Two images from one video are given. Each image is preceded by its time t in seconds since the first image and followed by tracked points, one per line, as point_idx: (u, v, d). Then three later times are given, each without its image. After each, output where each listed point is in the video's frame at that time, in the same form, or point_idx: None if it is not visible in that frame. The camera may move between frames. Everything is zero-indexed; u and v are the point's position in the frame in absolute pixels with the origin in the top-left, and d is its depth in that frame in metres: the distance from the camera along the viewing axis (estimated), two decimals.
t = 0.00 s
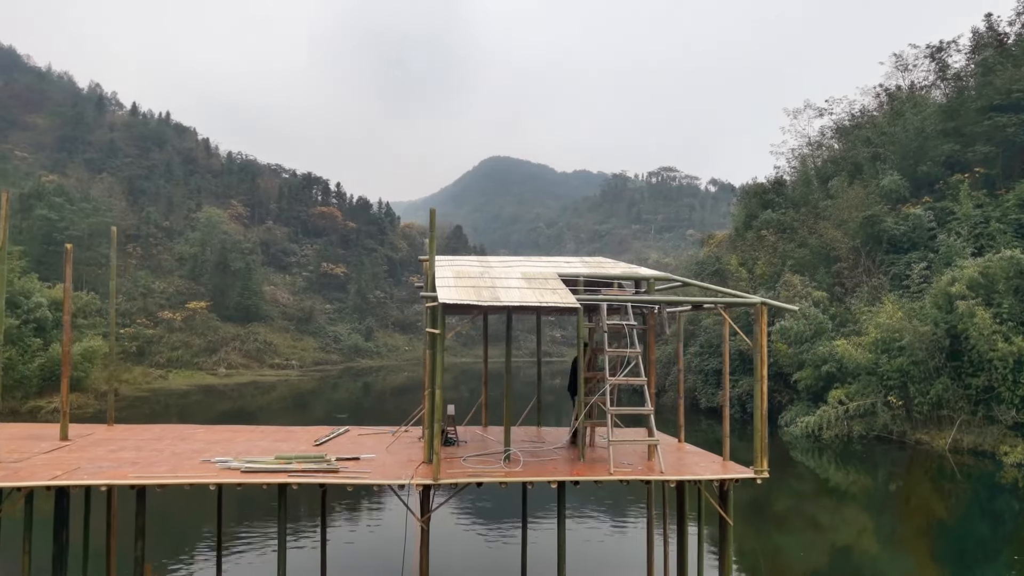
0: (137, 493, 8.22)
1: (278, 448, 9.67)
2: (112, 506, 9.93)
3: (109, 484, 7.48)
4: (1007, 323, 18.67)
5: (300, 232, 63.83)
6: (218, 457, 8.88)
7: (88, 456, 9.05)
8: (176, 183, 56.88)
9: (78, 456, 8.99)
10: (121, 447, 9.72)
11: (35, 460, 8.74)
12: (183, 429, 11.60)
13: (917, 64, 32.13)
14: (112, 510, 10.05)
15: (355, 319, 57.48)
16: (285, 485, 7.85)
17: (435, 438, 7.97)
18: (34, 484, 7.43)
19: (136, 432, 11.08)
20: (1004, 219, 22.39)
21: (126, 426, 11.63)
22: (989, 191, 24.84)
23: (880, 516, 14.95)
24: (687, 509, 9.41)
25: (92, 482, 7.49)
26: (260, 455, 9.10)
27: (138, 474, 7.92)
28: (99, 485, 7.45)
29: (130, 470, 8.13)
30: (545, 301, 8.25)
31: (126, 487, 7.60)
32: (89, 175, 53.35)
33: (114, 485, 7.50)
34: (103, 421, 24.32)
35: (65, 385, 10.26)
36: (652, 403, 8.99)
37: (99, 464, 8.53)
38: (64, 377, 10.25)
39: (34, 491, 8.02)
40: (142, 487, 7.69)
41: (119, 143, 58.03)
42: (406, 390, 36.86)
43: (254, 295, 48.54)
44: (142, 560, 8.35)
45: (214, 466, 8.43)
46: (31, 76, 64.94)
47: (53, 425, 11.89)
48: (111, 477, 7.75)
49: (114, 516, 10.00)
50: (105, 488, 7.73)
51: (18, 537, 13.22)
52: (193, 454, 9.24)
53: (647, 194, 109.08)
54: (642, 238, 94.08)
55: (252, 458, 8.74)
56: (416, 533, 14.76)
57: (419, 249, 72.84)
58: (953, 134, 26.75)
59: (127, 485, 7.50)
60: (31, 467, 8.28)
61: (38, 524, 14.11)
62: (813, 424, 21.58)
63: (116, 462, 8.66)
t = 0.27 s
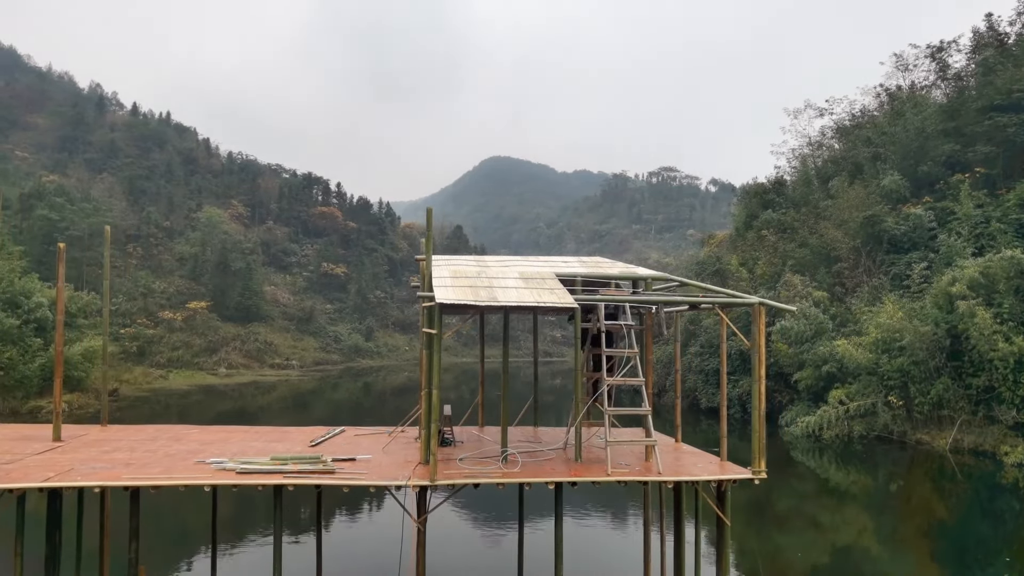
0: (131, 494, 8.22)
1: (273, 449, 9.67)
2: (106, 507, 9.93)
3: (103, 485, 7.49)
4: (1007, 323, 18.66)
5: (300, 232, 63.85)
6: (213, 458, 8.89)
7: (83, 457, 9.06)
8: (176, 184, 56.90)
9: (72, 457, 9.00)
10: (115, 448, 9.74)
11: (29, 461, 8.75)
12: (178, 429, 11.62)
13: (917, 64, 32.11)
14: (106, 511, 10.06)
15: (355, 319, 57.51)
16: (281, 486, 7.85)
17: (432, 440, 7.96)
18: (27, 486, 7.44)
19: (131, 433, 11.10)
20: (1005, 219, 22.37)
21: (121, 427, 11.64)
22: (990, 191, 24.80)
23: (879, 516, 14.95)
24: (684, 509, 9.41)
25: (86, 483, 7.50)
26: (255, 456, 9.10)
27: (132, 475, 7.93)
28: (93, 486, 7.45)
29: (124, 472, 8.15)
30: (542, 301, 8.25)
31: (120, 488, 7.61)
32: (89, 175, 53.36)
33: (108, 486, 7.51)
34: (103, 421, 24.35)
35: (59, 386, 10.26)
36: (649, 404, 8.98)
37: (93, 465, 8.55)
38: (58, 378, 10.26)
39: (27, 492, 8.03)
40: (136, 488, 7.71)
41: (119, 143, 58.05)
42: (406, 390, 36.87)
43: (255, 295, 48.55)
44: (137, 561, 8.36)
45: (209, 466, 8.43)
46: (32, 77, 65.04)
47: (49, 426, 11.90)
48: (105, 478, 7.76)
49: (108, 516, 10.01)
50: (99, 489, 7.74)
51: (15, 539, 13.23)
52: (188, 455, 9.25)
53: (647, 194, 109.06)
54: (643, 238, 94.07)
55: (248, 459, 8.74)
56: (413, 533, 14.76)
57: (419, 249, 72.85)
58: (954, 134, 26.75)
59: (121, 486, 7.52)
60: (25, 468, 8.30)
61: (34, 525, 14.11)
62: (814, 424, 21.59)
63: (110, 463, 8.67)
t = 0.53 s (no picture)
0: (131, 494, 8.22)
1: (273, 449, 9.67)
2: (106, 507, 9.93)
3: (102, 485, 7.48)
4: (1007, 323, 18.66)
5: (300, 232, 63.84)
6: (213, 458, 8.89)
7: (83, 457, 9.06)
8: (176, 184, 56.90)
9: (72, 458, 9.00)
10: (116, 448, 9.74)
11: (29, 462, 8.75)
12: (178, 429, 11.61)
13: (918, 64, 32.09)
14: (106, 510, 10.05)
15: (355, 319, 57.51)
16: (280, 487, 7.84)
17: (432, 440, 7.95)
18: (27, 486, 7.44)
19: (130, 433, 11.10)
20: (1005, 219, 22.36)
21: (121, 427, 11.62)
22: (990, 191, 24.79)
23: (879, 516, 14.95)
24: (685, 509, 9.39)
25: (85, 483, 7.49)
26: (255, 456, 9.10)
27: (131, 476, 7.93)
28: (93, 486, 7.45)
29: (124, 472, 8.15)
30: (543, 301, 8.24)
31: (119, 489, 7.61)
32: (89, 175, 53.35)
33: (108, 486, 7.51)
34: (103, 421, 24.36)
35: (59, 386, 10.24)
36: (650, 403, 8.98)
37: (92, 465, 8.54)
38: (57, 378, 10.24)
39: (27, 492, 8.02)
40: (136, 488, 7.70)
41: (119, 143, 58.06)
42: (406, 390, 36.85)
43: (255, 295, 48.53)
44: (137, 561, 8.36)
45: (209, 467, 8.43)
46: (32, 77, 65.07)
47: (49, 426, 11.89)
48: (105, 479, 7.76)
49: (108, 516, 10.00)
50: (99, 489, 7.74)
51: (15, 539, 13.23)
52: (188, 455, 9.25)
53: (647, 194, 109.01)
54: (643, 238, 94.06)
55: (248, 459, 8.74)
56: (414, 534, 14.75)
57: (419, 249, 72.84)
58: (954, 134, 26.74)
59: (120, 486, 7.52)
60: (25, 468, 8.29)
61: (34, 525, 14.12)
62: (814, 424, 21.53)
63: (109, 463, 8.67)
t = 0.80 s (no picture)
0: (142, 492, 8.23)
1: (283, 448, 9.67)
2: (118, 506, 9.94)
3: (114, 484, 7.48)
4: (1010, 323, 18.61)
5: (303, 232, 63.90)
6: (223, 457, 8.89)
7: (94, 456, 9.07)
8: (179, 184, 56.99)
9: (84, 456, 9.01)
10: (126, 447, 9.75)
11: (41, 460, 8.76)
12: (187, 428, 11.62)
13: (920, 63, 32.01)
14: (119, 508, 10.08)
15: (357, 319, 57.56)
16: (289, 486, 7.84)
17: (440, 439, 7.94)
18: (40, 484, 7.45)
19: (140, 432, 11.11)
20: (1008, 219, 22.30)
21: (131, 426, 11.64)
22: (993, 191, 24.73)
23: (882, 516, 14.92)
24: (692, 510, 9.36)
25: (97, 481, 7.50)
26: (265, 455, 9.10)
27: (142, 474, 7.95)
28: (105, 484, 7.46)
29: (135, 470, 8.16)
30: (551, 300, 8.23)
31: (131, 487, 7.62)
32: (92, 175, 53.45)
33: (119, 484, 7.52)
34: (107, 420, 24.40)
35: (71, 385, 10.25)
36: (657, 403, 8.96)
37: (104, 464, 8.55)
38: (69, 377, 10.25)
39: (40, 490, 8.03)
40: (147, 487, 7.71)
41: (122, 144, 58.19)
42: (409, 390, 36.86)
43: (258, 295, 48.57)
44: (148, 559, 8.37)
45: (218, 465, 8.43)
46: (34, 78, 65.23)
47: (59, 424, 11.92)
48: (117, 477, 7.77)
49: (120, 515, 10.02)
50: (111, 487, 7.75)
51: (24, 537, 13.27)
52: (198, 454, 9.26)
53: (649, 194, 108.90)
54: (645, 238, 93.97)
55: (257, 458, 8.74)
56: (420, 533, 14.76)
57: (422, 249, 72.89)
58: (957, 133, 26.67)
59: (132, 485, 7.52)
60: (37, 466, 8.31)
61: (43, 523, 14.16)
62: (816, 424, 21.48)
63: (121, 462, 8.68)
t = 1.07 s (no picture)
0: (144, 493, 8.22)
1: (284, 448, 9.67)
2: (119, 506, 9.92)
3: (115, 484, 7.47)
4: (1006, 323, 18.68)
5: (300, 232, 63.80)
6: (224, 457, 8.88)
7: (95, 456, 9.06)
8: (176, 184, 56.86)
9: (85, 456, 8.99)
10: (127, 447, 9.74)
11: (42, 460, 8.74)
12: (187, 429, 11.61)
13: (917, 64, 32.10)
14: (118, 509, 10.06)
15: (355, 318, 57.50)
16: (291, 486, 7.83)
17: (442, 440, 7.94)
18: (41, 484, 7.43)
19: (140, 433, 11.09)
20: (1004, 219, 22.38)
21: (131, 426, 11.62)
22: (990, 191, 24.82)
23: (879, 516, 14.96)
24: (693, 510, 9.37)
25: (99, 482, 7.49)
26: (267, 455, 9.10)
27: (143, 474, 7.94)
28: (107, 485, 7.45)
29: (137, 470, 8.15)
30: (552, 300, 8.26)
31: (133, 487, 7.60)
32: (89, 175, 53.27)
33: (121, 485, 7.51)
34: (105, 421, 24.33)
35: (71, 385, 10.21)
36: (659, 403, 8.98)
37: (105, 464, 8.54)
38: (69, 377, 10.21)
39: (41, 491, 8.02)
40: (149, 487, 7.70)
41: (119, 143, 58.02)
42: (407, 390, 36.83)
43: (255, 295, 48.45)
44: (149, 560, 8.36)
45: (220, 466, 8.42)
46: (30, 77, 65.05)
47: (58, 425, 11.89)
48: (118, 477, 7.75)
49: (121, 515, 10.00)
50: (113, 488, 7.74)
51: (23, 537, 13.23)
52: (200, 454, 9.25)
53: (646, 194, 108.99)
54: (642, 238, 94.06)
55: (259, 458, 8.74)
56: (421, 532, 14.75)
57: (419, 249, 72.85)
58: (953, 134, 26.76)
59: (134, 485, 7.51)
60: (38, 466, 8.29)
61: (42, 524, 14.12)
62: (813, 424, 21.63)
63: (123, 462, 8.67)
